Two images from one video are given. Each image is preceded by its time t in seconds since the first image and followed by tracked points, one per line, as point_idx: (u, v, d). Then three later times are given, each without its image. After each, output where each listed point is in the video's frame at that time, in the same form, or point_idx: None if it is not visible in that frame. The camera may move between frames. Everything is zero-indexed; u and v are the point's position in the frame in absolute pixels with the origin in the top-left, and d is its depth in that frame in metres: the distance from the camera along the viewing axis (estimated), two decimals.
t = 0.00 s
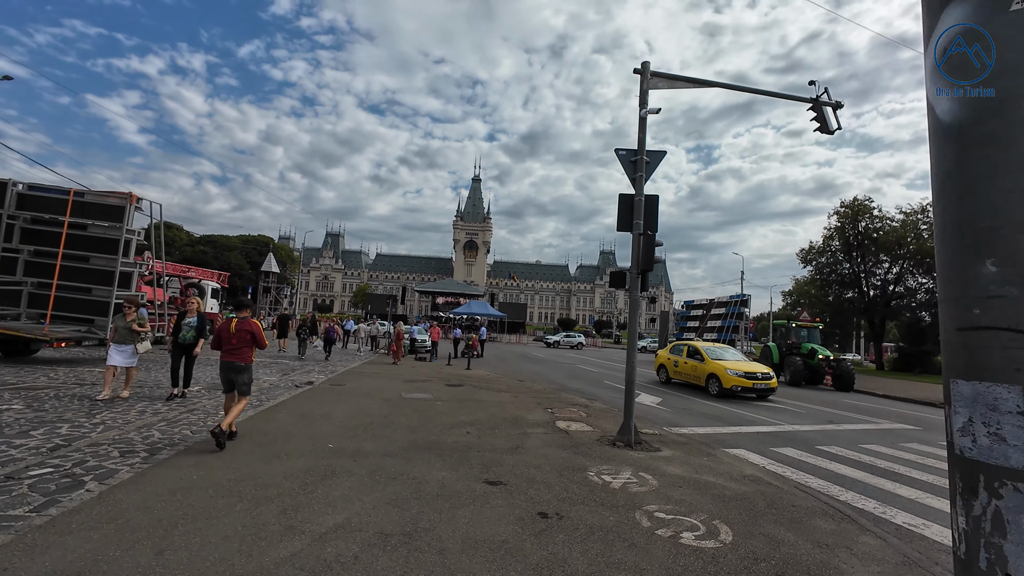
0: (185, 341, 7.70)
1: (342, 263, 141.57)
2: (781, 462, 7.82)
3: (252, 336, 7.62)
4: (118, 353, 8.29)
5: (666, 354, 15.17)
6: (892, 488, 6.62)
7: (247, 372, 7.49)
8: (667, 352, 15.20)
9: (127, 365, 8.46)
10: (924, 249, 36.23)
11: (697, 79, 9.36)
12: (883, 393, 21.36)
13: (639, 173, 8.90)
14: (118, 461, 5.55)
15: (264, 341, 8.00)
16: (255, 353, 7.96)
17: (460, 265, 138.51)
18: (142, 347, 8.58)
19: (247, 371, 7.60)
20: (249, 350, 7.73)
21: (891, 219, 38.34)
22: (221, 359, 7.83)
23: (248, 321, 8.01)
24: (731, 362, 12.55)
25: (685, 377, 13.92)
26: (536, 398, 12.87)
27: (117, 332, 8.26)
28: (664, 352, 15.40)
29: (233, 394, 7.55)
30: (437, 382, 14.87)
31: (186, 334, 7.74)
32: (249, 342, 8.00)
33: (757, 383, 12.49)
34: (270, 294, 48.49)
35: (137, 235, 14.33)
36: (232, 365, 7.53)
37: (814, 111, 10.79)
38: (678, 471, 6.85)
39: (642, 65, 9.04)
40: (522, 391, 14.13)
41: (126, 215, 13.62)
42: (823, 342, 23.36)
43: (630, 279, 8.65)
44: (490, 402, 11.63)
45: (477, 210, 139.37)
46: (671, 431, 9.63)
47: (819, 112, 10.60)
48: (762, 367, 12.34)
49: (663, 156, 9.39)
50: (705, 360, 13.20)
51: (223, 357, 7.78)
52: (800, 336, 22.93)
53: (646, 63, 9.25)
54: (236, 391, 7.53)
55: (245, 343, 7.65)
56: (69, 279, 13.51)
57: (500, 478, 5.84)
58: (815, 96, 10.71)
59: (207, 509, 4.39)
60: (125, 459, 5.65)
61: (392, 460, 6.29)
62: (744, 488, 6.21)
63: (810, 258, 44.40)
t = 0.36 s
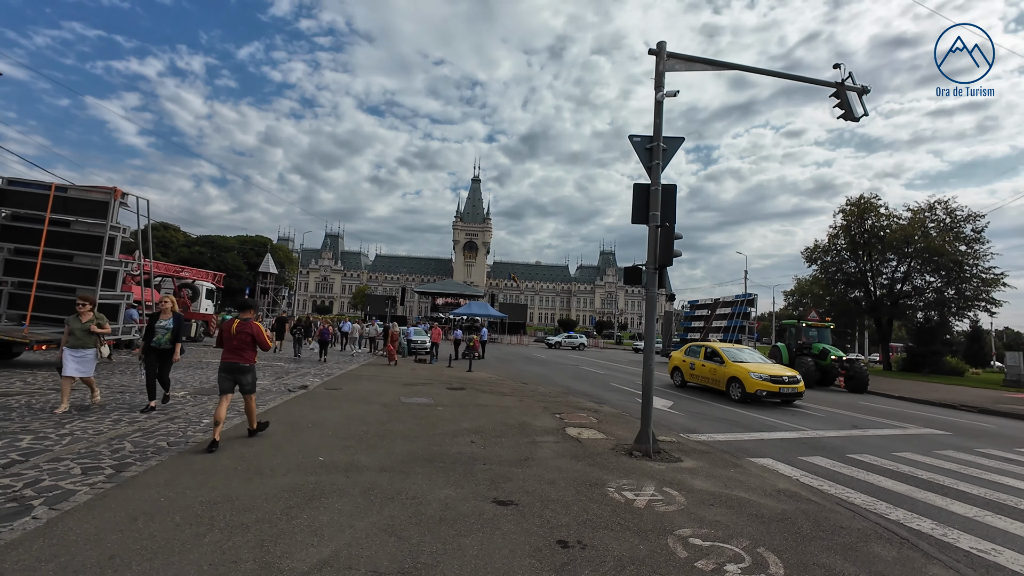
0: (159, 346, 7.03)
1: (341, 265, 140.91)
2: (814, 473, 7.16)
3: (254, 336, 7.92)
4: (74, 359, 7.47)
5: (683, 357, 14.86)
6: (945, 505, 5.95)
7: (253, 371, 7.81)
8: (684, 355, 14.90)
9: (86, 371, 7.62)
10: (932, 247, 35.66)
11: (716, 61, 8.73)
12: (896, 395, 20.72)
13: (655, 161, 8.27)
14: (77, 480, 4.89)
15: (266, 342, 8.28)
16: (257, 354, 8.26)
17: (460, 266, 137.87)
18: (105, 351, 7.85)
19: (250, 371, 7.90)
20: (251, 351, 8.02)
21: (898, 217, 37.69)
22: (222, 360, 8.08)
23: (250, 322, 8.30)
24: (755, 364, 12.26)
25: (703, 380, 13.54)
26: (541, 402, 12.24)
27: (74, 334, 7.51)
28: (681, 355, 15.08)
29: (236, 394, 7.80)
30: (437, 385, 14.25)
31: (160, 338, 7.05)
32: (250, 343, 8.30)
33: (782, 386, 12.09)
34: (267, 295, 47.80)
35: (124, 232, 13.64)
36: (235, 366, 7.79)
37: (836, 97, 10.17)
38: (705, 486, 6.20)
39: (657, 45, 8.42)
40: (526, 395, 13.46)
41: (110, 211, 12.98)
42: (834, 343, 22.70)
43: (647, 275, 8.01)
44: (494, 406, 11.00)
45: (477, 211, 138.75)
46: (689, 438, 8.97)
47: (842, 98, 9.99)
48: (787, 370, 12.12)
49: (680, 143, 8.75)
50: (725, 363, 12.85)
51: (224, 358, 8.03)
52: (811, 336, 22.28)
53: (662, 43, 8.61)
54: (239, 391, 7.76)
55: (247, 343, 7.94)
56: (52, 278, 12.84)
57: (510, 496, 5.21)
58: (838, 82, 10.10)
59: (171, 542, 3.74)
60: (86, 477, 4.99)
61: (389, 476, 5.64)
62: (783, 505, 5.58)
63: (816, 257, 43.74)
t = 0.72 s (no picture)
0: (124, 354, 6.41)
1: (340, 266, 140.13)
2: (848, 488, 6.53)
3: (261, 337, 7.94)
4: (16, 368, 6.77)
5: (700, 360, 14.76)
6: (1003, 527, 5.31)
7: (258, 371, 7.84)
8: (701, 358, 14.80)
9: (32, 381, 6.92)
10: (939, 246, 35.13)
11: (734, 42, 8.12)
12: (909, 397, 20.11)
13: (671, 149, 7.66)
14: (18, 508, 4.23)
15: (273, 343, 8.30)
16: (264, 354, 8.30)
17: (459, 267, 137.25)
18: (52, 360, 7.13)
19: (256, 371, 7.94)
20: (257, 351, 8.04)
21: (904, 215, 37.16)
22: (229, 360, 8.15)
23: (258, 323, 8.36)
24: (776, 368, 12.12)
25: (720, 382, 13.42)
26: (545, 408, 11.62)
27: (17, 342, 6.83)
28: (697, 358, 14.99)
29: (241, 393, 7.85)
30: (436, 389, 13.62)
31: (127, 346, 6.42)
32: (258, 343, 8.34)
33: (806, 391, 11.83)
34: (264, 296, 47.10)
35: (106, 229, 12.96)
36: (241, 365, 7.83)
37: (859, 83, 9.58)
38: (733, 505, 5.55)
39: (672, 24, 7.81)
40: (530, 400, 12.80)
41: (91, 207, 12.32)
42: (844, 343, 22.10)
43: (662, 272, 7.40)
44: (496, 413, 10.39)
45: (476, 211, 138.14)
46: (706, 447, 8.34)
47: (866, 84, 9.39)
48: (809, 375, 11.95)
49: (697, 130, 8.11)
50: (743, 366, 12.74)
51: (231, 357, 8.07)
52: (820, 337, 21.68)
53: (677, 22, 8.00)
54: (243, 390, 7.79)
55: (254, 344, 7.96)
56: (30, 279, 12.17)
57: (516, 522, 4.57)
58: (861, 66, 9.50)
59: None
60: (30, 503, 4.34)
61: (380, 498, 4.98)
62: (824, 529, 4.96)
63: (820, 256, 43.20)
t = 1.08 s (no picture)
0: (77, 360, 5.81)
1: (337, 267, 139.23)
2: (889, 509, 5.87)
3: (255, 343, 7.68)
4: None
5: (713, 365, 14.65)
6: None
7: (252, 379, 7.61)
8: (714, 362, 14.69)
9: None
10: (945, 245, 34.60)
11: (755, 20, 7.49)
12: (922, 400, 19.51)
13: (688, 136, 7.01)
14: None
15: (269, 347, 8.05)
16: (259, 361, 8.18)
17: (457, 268, 136.52)
18: None
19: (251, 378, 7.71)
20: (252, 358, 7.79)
21: (909, 214, 36.67)
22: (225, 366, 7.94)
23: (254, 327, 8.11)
24: (794, 373, 12.12)
25: (738, 390, 13.42)
26: (547, 415, 10.96)
27: None
28: (708, 362, 14.88)
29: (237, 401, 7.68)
30: (432, 396, 12.93)
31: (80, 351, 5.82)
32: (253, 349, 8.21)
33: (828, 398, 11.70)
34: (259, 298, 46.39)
35: (85, 227, 12.25)
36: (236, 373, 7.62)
37: (885, 68, 8.95)
38: (768, 534, 4.88)
39: None
40: (532, 407, 12.13)
41: (65, 203, 11.60)
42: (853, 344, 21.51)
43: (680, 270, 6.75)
44: (495, 422, 9.71)
45: (474, 212, 137.57)
46: (725, 461, 7.67)
47: (893, 68, 8.76)
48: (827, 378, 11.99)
49: (716, 115, 7.45)
50: (760, 371, 12.65)
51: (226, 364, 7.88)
52: (829, 338, 21.07)
53: None
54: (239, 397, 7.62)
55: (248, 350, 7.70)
56: (4, 279, 11.49)
57: (524, 562, 3.91)
58: (887, 49, 8.86)
59: None
60: None
61: (364, 531, 4.30)
62: (878, 565, 4.29)
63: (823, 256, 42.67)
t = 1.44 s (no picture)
0: None
1: (334, 268, 138.21)
2: (949, 533, 5.19)
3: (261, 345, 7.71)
4: None
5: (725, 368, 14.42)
6: None
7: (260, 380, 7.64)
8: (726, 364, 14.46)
9: None
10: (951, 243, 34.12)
11: None
12: (936, 402, 18.93)
13: (715, 116, 6.32)
14: None
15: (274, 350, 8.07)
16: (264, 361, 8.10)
17: (455, 268, 135.78)
18: None
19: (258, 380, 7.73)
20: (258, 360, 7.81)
21: (913, 212, 36.27)
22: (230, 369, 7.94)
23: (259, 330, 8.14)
24: (811, 376, 11.87)
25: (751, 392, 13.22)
26: (554, 421, 10.29)
27: None
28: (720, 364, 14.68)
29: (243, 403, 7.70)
30: (430, 401, 12.24)
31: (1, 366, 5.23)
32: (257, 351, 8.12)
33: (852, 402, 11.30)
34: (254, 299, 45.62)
35: (61, 222, 11.55)
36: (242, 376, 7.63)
37: (918, 48, 8.34)
38: (823, 566, 4.21)
39: None
40: (537, 412, 11.45)
41: (37, 196, 10.84)
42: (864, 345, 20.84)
43: (706, 264, 6.09)
44: (499, 430, 9.01)
45: (472, 213, 136.89)
46: (753, 474, 7.00)
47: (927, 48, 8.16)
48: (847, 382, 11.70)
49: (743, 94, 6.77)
50: (778, 374, 12.26)
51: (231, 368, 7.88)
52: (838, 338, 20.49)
53: None
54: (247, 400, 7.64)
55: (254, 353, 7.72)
56: None
57: None
58: (921, 28, 8.27)
59: None
60: None
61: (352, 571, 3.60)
62: None
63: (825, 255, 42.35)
